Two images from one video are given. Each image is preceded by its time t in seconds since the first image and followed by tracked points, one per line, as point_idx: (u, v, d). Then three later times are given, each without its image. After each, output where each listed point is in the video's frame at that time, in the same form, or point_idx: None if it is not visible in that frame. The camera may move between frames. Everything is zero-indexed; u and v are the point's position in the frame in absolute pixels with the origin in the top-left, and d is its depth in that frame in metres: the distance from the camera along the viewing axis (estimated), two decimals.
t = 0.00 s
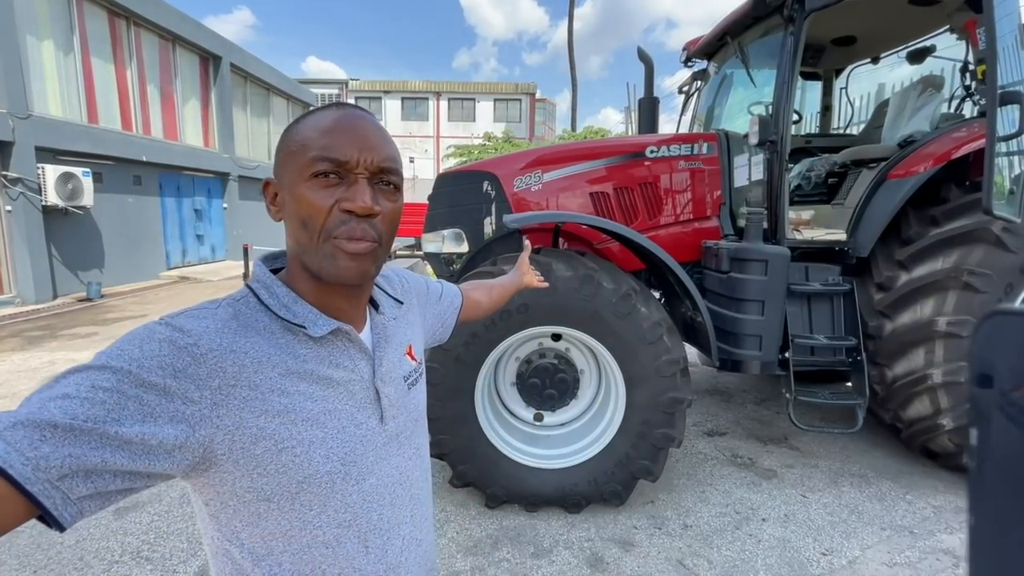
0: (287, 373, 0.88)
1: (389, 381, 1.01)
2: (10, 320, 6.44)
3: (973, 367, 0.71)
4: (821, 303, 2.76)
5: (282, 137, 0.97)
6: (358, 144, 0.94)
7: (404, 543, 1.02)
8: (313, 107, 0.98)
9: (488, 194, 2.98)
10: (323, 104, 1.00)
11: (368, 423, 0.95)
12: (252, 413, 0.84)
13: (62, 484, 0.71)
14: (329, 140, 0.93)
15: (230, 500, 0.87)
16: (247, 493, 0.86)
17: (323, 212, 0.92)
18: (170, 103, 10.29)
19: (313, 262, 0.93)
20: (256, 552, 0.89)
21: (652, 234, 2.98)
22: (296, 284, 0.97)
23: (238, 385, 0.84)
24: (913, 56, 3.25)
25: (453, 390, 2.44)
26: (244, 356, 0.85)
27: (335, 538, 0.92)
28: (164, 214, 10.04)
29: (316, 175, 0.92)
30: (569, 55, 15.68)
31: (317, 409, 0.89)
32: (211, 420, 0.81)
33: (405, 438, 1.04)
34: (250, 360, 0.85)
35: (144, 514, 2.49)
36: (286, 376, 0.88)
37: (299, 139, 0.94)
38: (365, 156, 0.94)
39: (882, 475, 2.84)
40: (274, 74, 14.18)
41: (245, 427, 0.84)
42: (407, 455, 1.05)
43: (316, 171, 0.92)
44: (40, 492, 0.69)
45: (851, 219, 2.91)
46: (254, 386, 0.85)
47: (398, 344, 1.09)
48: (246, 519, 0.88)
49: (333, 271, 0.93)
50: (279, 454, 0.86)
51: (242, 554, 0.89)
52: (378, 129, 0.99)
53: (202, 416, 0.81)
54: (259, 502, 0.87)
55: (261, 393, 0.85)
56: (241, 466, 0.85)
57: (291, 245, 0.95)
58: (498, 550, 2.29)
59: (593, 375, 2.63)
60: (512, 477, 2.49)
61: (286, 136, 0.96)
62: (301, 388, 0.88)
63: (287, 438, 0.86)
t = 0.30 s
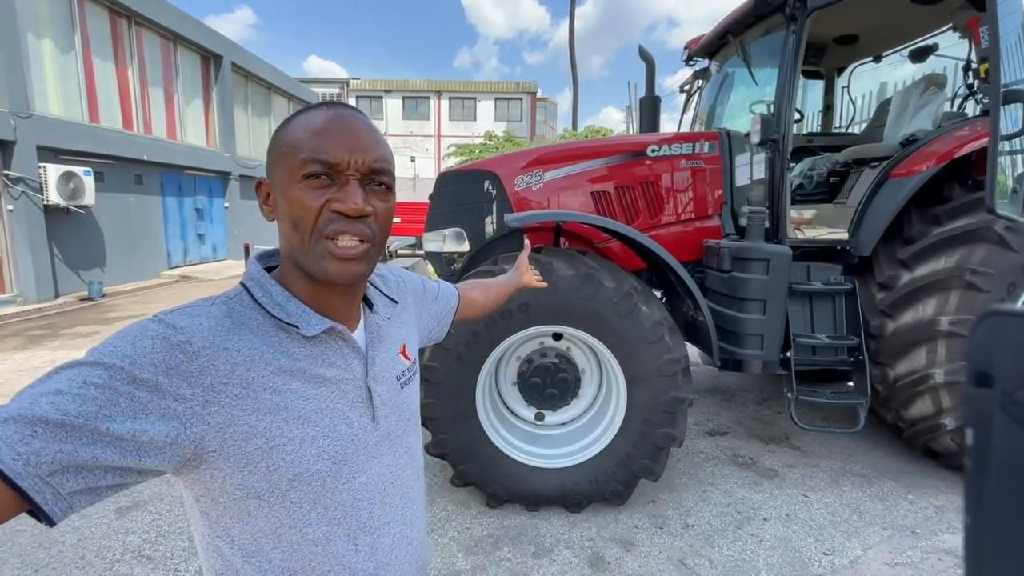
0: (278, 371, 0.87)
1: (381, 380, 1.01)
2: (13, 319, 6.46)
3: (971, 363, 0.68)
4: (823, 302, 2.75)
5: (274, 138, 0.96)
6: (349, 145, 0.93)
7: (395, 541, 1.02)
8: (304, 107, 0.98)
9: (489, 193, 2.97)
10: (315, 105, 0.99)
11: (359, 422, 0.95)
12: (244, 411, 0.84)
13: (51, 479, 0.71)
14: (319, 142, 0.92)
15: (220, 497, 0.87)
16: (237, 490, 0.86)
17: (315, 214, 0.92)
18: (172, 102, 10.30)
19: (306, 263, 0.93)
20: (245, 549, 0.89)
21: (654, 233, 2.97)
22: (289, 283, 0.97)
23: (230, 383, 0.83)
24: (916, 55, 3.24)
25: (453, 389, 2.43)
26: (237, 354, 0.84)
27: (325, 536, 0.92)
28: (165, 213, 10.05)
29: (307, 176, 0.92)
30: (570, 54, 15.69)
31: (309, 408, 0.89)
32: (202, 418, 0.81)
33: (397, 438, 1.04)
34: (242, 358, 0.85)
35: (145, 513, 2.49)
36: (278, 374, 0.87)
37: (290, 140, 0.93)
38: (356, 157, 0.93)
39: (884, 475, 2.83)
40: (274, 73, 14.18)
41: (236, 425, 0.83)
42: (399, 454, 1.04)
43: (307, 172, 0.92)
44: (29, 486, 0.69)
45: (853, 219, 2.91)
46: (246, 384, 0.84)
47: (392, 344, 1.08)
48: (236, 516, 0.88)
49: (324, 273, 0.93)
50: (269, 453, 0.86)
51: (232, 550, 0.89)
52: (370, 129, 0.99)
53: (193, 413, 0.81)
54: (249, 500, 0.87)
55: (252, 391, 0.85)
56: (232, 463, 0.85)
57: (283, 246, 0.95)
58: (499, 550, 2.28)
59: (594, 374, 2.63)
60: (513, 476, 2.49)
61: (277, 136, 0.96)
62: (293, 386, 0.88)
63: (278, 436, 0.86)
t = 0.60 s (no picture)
0: (271, 370, 0.87)
1: (375, 380, 1.01)
2: (15, 318, 6.47)
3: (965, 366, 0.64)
4: (826, 301, 2.74)
5: (269, 136, 0.96)
6: (344, 142, 0.93)
7: (389, 539, 1.02)
8: (299, 105, 0.98)
9: (490, 192, 2.97)
10: (310, 103, 0.99)
11: (353, 421, 0.95)
12: (237, 411, 0.84)
13: (49, 493, 0.72)
14: (315, 139, 0.92)
15: (215, 495, 0.87)
16: (231, 489, 0.86)
17: (310, 210, 0.91)
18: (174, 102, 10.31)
19: (301, 260, 0.93)
20: (241, 546, 0.89)
21: (656, 232, 2.97)
22: (284, 282, 0.97)
23: (223, 383, 0.83)
24: (919, 53, 3.24)
25: (455, 388, 2.43)
26: (229, 355, 0.84)
27: (319, 534, 0.92)
28: (167, 213, 10.07)
29: (302, 173, 0.92)
30: (572, 53, 15.69)
31: (302, 407, 0.89)
32: (196, 419, 0.81)
33: (391, 436, 1.04)
34: (235, 359, 0.84)
35: (148, 512, 2.50)
36: (271, 374, 0.87)
37: (285, 137, 0.93)
38: (351, 154, 0.93)
39: (887, 474, 2.83)
40: (276, 72, 14.19)
41: (230, 425, 0.84)
42: (392, 453, 1.04)
43: (302, 169, 0.92)
44: (24, 501, 0.70)
45: (855, 217, 2.90)
46: (239, 384, 0.84)
47: (386, 344, 1.07)
48: (229, 515, 0.88)
49: (319, 269, 0.92)
50: (262, 452, 0.86)
51: (228, 548, 0.89)
52: (365, 127, 0.98)
53: (185, 414, 0.81)
54: (243, 499, 0.87)
55: (246, 391, 0.85)
56: (225, 463, 0.85)
57: (279, 244, 0.95)
58: (500, 549, 2.28)
59: (596, 374, 2.63)
60: (515, 475, 2.49)
61: (272, 134, 0.96)
62: (287, 386, 0.88)
63: (271, 436, 0.86)
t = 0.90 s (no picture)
0: (273, 389, 0.87)
1: (373, 388, 1.00)
2: (17, 317, 6.49)
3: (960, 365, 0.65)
4: (828, 301, 2.73)
5: (260, 136, 0.96)
6: (335, 141, 0.93)
7: (386, 542, 1.03)
8: (290, 105, 0.98)
9: (492, 191, 2.96)
10: (302, 102, 0.99)
11: (351, 430, 0.96)
12: (241, 434, 0.84)
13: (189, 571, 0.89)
14: (306, 138, 0.92)
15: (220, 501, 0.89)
16: (236, 497, 0.88)
17: (302, 210, 0.91)
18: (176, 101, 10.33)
19: (294, 261, 0.92)
20: (245, 548, 0.91)
21: (657, 231, 2.97)
22: (278, 284, 0.96)
23: (228, 409, 0.83)
24: (921, 52, 3.23)
25: (456, 388, 2.43)
26: (230, 382, 0.83)
27: (317, 540, 0.93)
28: (169, 212, 10.08)
29: (293, 173, 0.91)
30: (574, 51, 15.69)
31: (303, 422, 0.90)
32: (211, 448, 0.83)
33: (389, 443, 1.04)
34: (238, 384, 0.84)
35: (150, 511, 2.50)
36: (272, 393, 0.87)
37: (277, 137, 0.93)
38: (343, 153, 0.93)
39: (889, 474, 2.82)
40: (277, 71, 14.21)
41: (235, 448, 0.84)
42: (390, 459, 1.05)
43: (294, 169, 0.91)
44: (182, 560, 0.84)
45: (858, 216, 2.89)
46: (242, 409, 0.84)
47: (383, 351, 1.07)
48: (234, 518, 0.90)
49: (313, 270, 0.92)
50: (266, 466, 0.87)
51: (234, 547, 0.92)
52: (357, 126, 0.98)
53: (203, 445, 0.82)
54: (247, 508, 0.89)
55: (249, 412, 0.85)
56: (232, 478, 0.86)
57: (272, 245, 0.94)
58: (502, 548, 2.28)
59: (598, 374, 2.63)
60: (516, 474, 2.49)
61: (264, 134, 0.95)
62: (288, 403, 0.88)
63: (273, 450, 0.87)
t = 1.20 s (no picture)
0: (274, 390, 0.87)
1: (372, 387, 1.00)
2: (18, 317, 6.50)
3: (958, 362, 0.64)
4: (830, 300, 2.73)
5: (257, 137, 0.96)
6: (332, 143, 0.92)
7: (386, 541, 1.03)
8: (287, 105, 0.97)
9: (492, 190, 2.96)
10: (299, 103, 0.99)
11: (351, 430, 0.96)
12: (244, 437, 0.84)
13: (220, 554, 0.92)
14: (303, 139, 0.91)
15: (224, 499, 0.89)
16: (240, 496, 0.88)
17: (299, 211, 0.91)
18: (177, 101, 10.34)
19: (293, 262, 0.92)
20: (246, 548, 0.91)
21: (658, 230, 2.96)
22: (275, 285, 0.96)
23: (229, 411, 0.83)
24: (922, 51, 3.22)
25: (457, 387, 2.43)
26: (232, 384, 0.83)
27: (319, 541, 0.94)
28: (170, 211, 10.08)
29: (290, 175, 0.91)
30: (574, 50, 15.69)
31: (304, 423, 0.89)
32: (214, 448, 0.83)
33: (389, 443, 1.04)
34: (239, 385, 0.84)
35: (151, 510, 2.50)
36: (274, 394, 0.87)
37: (273, 138, 0.93)
38: (339, 154, 0.93)
39: (890, 473, 2.82)
40: (277, 70, 14.20)
41: (238, 451, 0.84)
42: (390, 459, 1.05)
43: (290, 170, 0.91)
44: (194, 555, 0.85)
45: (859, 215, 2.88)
46: (243, 411, 0.84)
47: (381, 351, 1.07)
48: (236, 516, 0.90)
49: (311, 271, 0.92)
50: (267, 466, 0.87)
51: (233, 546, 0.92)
52: (355, 127, 0.98)
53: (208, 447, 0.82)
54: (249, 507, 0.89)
55: (250, 414, 0.84)
56: (234, 479, 0.86)
57: (270, 246, 0.94)
58: (503, 547, 2.28)
59: (599, 373, 2.63)
60: (517, 474, 2.49)
61: (260, 135, 0.95)
62: (289, 404, 0.88)
63: (274, 451, 0.87)
